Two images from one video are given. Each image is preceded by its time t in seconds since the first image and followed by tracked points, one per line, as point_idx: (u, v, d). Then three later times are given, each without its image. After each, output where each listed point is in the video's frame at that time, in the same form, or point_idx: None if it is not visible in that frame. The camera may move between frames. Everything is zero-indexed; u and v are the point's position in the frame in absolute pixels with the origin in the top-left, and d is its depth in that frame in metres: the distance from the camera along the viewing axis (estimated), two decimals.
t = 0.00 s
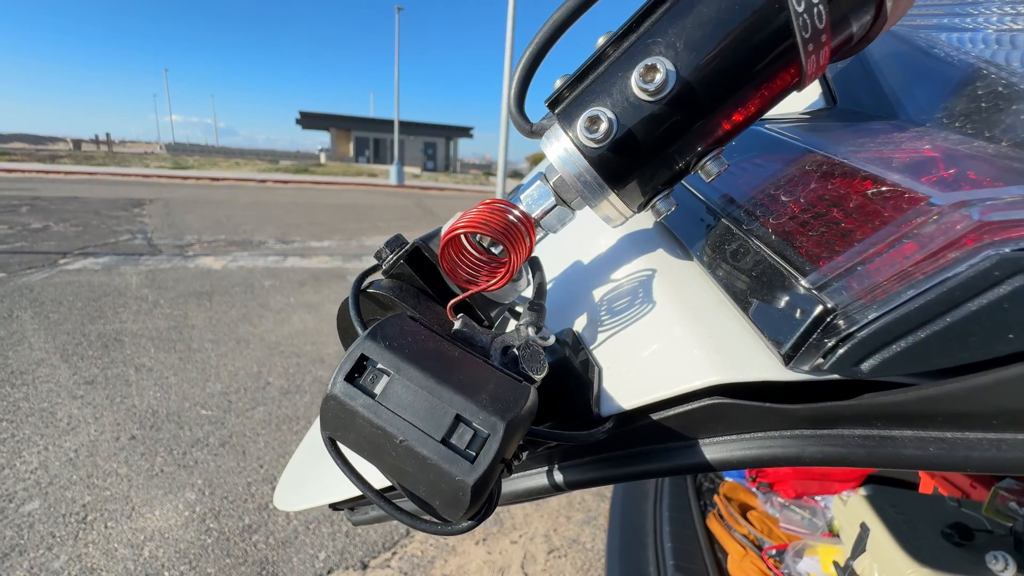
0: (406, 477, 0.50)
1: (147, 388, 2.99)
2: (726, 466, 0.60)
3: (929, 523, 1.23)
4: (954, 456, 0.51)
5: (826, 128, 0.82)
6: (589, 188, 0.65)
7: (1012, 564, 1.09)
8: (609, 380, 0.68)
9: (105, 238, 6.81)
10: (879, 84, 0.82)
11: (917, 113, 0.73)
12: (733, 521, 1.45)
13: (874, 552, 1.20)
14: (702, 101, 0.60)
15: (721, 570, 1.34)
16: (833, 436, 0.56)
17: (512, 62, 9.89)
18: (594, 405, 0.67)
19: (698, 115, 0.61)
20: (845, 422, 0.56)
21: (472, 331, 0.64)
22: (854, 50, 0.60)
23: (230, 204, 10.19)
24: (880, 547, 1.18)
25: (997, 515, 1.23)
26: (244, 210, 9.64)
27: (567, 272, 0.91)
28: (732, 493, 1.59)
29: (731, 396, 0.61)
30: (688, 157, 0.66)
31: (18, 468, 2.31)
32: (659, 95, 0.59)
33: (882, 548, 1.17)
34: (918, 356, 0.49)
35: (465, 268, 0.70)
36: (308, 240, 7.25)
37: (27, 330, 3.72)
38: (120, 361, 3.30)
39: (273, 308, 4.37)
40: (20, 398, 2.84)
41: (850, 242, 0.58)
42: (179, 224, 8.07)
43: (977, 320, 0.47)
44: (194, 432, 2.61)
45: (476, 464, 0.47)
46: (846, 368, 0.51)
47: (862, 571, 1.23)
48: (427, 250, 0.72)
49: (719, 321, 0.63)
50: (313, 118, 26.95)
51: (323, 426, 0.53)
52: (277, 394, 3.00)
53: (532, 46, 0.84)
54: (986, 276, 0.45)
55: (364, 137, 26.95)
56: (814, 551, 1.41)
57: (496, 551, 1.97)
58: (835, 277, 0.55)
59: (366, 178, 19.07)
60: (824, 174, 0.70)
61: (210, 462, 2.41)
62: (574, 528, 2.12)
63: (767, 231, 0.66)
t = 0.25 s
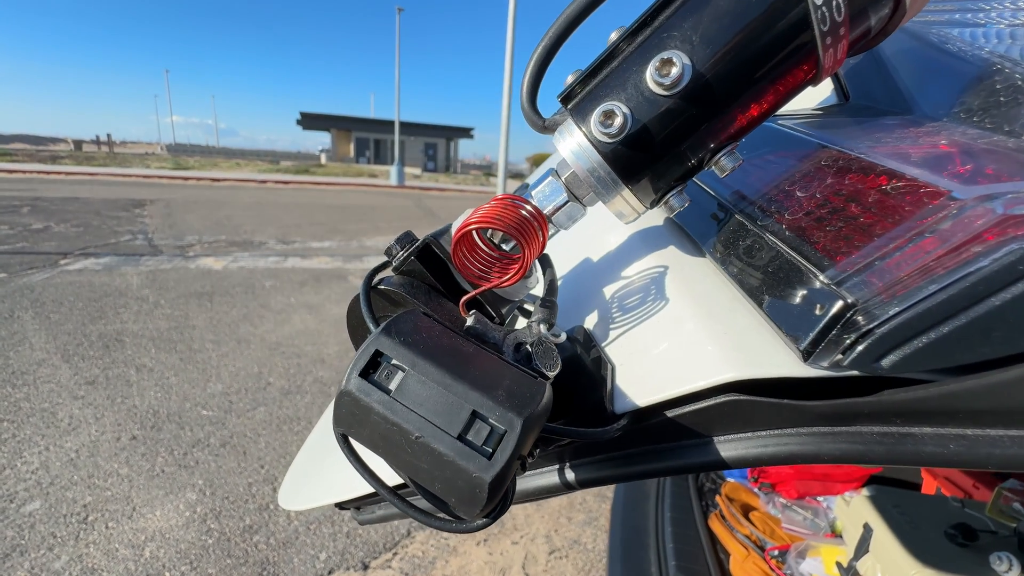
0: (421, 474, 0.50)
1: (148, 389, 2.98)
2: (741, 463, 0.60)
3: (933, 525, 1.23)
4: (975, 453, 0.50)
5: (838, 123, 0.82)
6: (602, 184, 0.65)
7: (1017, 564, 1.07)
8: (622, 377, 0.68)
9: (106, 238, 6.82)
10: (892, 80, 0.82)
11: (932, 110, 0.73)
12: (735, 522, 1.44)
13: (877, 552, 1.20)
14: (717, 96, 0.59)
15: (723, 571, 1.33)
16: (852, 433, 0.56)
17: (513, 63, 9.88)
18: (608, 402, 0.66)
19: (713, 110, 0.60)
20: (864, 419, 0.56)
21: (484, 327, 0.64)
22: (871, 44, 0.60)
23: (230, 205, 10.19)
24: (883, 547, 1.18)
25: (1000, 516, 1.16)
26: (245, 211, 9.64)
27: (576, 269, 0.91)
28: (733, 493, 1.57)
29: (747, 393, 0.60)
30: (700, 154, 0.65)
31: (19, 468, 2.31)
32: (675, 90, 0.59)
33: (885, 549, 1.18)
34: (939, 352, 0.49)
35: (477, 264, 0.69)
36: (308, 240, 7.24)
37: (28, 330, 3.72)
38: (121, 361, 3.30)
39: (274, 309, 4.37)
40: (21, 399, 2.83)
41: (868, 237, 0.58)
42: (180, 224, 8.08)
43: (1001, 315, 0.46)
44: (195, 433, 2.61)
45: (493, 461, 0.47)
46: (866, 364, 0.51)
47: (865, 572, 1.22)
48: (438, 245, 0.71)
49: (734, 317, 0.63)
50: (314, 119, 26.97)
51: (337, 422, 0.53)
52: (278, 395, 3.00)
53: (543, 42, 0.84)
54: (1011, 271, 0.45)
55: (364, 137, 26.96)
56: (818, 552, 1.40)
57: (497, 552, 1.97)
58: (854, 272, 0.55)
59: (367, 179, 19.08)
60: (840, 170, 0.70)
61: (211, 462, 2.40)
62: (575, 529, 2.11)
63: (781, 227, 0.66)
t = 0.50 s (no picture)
0: (430, 480, 0.49)
1: (148, 389, 2.98)
2: (752, 469, 0.59)
3: (935, 528, 1.22)
4: (990, 460, 0.49)
5: (847, 125, 0.81)
6: (611, 186, 0.64)
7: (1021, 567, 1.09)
8: (631, 381, 0.67)
9: (107, 239, 6.82)
10: (902, 81, 0.81)
11: (943, 111, 0.72)
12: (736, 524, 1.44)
13: (880, 555, 1.18)
14: (728, 97, 0.59)
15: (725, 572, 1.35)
16: (865, 439, 0.55)
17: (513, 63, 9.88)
18: (617, 406, 0.66)
19: (724, 111, 0.60)
20: (877, 424, 0.55)
21: (492, 331, 0.63)
22: (884, 45, 0.59)
23: (231, 206, 10.20)
24: (889, 554, 1.15)
25: (1004, 518, 1.15)
26: (246, 211, 9.64)
27: (582, 271, 0.90)
28: (735, 495, 1.56)
29: (758, 397, 0.59)
30: (710, 156, 0.65)
31: (19, 469, 2.30)
32: (686, 91, 0.58)
33: (887, 551, 1.17)
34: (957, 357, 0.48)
35: (485, 268, 0.69)
36: (309, 241, 7.24)
37: (29, 330, 3.72)
38: (121, 362, 3.29)
39: (275, 309, 4.37)
40: (22, 399, 2.83)
41: (882, 241, 0.57)
42: (181, 225, 8.08)
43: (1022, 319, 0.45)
44: (196, 433, 2.61)
45: (504, 467, 0.46)
46: (881, 369, 0.50)
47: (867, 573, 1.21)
48: (444, 248, 0.71)
49: (745, 321, 0.62)
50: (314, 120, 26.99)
51: (344, 427, 0.52)
52: (278, 395, 2.99)
53: (551, 45, 0.84)
54: None
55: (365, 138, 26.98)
56: (820, 554, 1.35)
57: (498, 553, 1.96)
58: (868, 276, 0.54)
59: (367, 179, 19.09)
60: (851, 172, 0.69)
61: (211, 463, 2.40)
62: (577, 530, 2.11)
63: (791, 230, 0.65)
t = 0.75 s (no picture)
0: (429, 477, 0.50)
1: (149, 390, 2.99)
2: (748, 466, 0.60)
3: (935, 528, 1.23)
4: (982, 457, 0.50)
5: (843, 126, 0.82)
6: (608, 186, 0.65)
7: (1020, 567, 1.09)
8: (629, 380, 0.68)
9: (109, 240, 6.84)
10: (897, 84, 0.82)
11: (938, 113, 0.73)
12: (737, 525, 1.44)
13: (879, 555, 1.19)
14: (724, 99, 0.60)
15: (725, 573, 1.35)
16: (859, 437, 0.56)
17: (513, 63, 9.89)
18: (614, 404, 0.66)
19: (720, 113, 0.60)
20: (871, 422, 0.56)
21: (491, 330, 0.64)
22: (877, 48, 0.60)
23: (231, 207, 10.21)
24: (890, 555, 1.16)
25: (1003, 519, 1.17)
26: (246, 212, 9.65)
27: (581, 272, 0.91)
28: (736, 495, 1.57)
29: (754, 396, 0.60)
30: (706, 157, 0.65)
31: (20, 470, 2.31)
32: (682, 93, 0.59)
33: (887, 553, 1.18)
34: (948, 356, 0.48)
35: (485, 270, 0.70)
36: (309, 242, 7.25)
37: (30, 331, 3.72)
38: (122, 362, 3.30)
39: (275, 310, 4.38)
40: (22, 400, 2.84)
41: (875, 241, 0.58)
42: (182, 226, 8.10)
43: (1011, 319, 0.46)
44: (196, 434, 2.61)
45: (502, 464, 0.47)
46: (874, 367, 0.51)
47: (866, 574, 1.21)
48: (443, 248, 0.71)
49: (741, 321, 0.63)
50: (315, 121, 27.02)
51: (345, 425, 0.53)
52: (279, 396, 3.00)
53: (551, 48, 0.85)
54: (1019, 274, 0.45)
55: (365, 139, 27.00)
56: (820, 555, 1.36)
57: (498, 553, 1.97)
58: (862, 276, 0.55)
59: (368, 180, 19.11)
60: (846, 173, 0.70)
61: (212, 464, 2.40)
62: (578, 531, 2.11)
63: (786, 230, 0.66)
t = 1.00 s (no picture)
0: (441, 450, 0.54)
1: (151, 390, 3.03)
2: (737, 445, 0.64)
3: (933, 524, 1.26)
4: (949, 433, 0.55)
5: (828, 128, 0.86)
6: (606, 185, 0.69)
7: (1016, 564, 1.13)
8: (625, 366, 0.72)
9: (109, 240, 6.89)
10: (880, 88, 0.86)
11: (917, 117, 0.77)
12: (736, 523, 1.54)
13: (878, 553, 1.23)
14: (712, 104, 0.64)
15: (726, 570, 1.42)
16: (838, 416, 0.60)
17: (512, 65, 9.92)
18: (611, 388, 0.71)
19: (709, 116, 0.65)
20: (850, 402, 0.60)
21: (496, 319, 0.68)
22: (855, 56, 0.65)
23: (231, 208, 10.25)
24: (885, 551, 1.21)
25: (999, 515, 1.26)
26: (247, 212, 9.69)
27: (581, 268, 0.95)
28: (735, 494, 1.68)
29: (741, 379, 0.65)
30: (697, 157, 0.70)
31: (23, 470, 2.35)
32: (673, 98, 0.63)
33: (887, 550, 1.21)
34: (916, 338, 0.53)
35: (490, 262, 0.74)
36: (310, 243, 7.30)
37: (32, 332, 3.76)
38: (123, 363, 3.34)
39: (275, 310, 4.42)
40: (24, 400, 2.88)
41: (851, 234, 0.63)
42: (181, 227, 8.15)
43: (971, 305, 0.51)
44: (198, 434, 2.66)
45: (509, 436, 0.52)
46: (849, 350, 0.55)
47: (864, 570, 1.27)
48: (451, 243, 0.76)
49: (730, 309, 0.67)
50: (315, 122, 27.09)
51: (363, 404, 0.58)
52: (279, 396, 3.05)
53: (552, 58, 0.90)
54: (978, 264, 0.50)
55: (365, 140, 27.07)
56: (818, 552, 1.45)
57: (499, 554, 2.04)
58: (839, 266, 0.59)
59: (368, 181, 19.16)
60: (829, 171, 0.74)
61: (213, 464, 2.45)
62: (578, 530, 2.17)
63: (774, 226, 0.71)
